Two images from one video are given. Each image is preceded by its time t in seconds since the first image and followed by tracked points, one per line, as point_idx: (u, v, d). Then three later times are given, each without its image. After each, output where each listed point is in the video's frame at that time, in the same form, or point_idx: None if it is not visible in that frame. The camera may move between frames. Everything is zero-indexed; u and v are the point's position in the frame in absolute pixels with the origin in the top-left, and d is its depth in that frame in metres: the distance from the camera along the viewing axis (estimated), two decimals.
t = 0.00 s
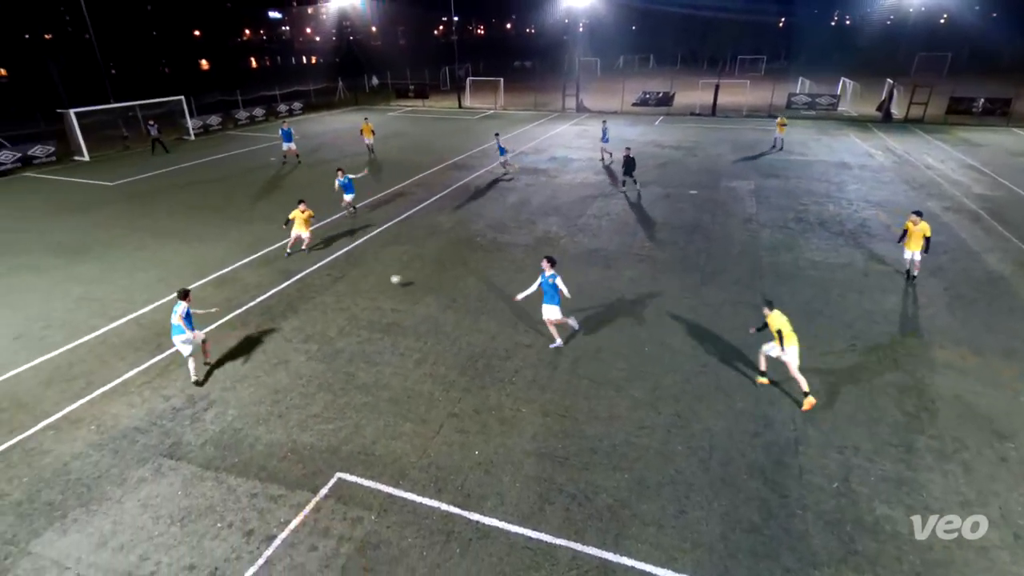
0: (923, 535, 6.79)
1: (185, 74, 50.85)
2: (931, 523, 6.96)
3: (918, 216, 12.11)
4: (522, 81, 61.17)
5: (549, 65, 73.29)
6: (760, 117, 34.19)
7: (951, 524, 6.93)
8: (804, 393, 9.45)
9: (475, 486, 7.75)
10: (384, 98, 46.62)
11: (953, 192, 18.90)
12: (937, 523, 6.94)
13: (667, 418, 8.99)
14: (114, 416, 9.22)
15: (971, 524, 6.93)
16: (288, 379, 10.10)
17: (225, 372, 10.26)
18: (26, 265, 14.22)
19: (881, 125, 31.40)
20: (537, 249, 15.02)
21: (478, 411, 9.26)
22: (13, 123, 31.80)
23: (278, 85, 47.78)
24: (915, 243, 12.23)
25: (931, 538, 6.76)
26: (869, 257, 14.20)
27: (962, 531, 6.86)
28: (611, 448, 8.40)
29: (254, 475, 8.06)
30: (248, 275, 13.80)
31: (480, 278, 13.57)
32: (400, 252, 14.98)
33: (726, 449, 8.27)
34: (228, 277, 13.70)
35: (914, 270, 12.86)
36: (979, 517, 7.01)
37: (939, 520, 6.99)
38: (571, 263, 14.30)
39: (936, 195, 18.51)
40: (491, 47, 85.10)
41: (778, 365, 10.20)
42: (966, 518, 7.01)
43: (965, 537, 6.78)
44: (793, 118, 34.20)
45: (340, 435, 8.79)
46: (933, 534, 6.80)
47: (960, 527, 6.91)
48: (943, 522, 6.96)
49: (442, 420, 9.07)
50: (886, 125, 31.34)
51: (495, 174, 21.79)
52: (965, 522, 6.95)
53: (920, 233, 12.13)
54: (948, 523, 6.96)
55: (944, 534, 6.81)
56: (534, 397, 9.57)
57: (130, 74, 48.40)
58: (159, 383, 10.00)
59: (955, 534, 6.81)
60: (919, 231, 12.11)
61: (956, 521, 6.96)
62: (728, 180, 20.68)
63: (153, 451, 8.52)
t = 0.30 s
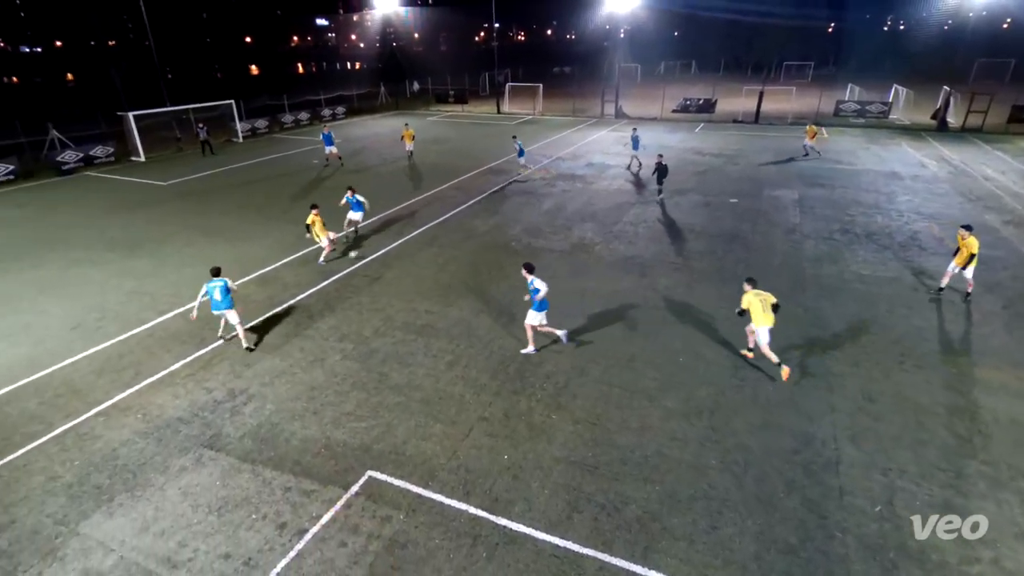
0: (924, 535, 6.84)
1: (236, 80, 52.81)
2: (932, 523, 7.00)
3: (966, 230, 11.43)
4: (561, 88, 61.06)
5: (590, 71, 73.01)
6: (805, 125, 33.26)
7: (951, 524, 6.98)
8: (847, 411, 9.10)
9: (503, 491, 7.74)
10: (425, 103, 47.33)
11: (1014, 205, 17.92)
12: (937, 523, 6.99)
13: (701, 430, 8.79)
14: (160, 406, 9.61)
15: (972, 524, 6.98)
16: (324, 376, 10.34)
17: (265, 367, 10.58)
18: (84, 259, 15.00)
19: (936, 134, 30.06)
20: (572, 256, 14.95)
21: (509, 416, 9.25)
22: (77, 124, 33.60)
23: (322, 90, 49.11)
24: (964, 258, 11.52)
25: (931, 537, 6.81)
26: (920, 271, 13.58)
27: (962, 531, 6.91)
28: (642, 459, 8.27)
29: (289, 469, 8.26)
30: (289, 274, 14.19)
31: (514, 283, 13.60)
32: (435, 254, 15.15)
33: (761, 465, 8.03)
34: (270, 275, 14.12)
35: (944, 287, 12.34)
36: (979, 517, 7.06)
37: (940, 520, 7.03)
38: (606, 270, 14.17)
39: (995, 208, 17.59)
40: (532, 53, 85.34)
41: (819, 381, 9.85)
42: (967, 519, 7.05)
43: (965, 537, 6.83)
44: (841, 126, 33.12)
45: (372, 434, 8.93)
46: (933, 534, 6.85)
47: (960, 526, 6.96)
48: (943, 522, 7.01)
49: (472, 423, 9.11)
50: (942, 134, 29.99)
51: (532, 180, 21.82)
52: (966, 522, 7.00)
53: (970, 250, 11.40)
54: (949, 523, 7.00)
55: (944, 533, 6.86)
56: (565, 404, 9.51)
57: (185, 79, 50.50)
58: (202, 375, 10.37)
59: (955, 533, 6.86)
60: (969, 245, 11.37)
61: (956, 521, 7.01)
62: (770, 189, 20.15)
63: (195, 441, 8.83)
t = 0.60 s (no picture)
0: (923, 535, 6.88)
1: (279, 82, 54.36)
2: (932, 522, 7.04)
3: (1006, 239, 10.92)
4: (597, 91, 60.64)
5: (626, 75, 72.37)
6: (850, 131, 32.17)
7: (951, 524, 7.02)
8: (890, 427, 8.74)
9: (530, 494, 7.73)
10: (461, 106, 47.76)
11: None
12: (936, 523, 7.03)
13: (733, 441, 8.59)
14: (199, 396, 9.94)
15: (972, 524, 7.02)
16: (356, 372, 10.53)
17: (300, 362, 10.83)
18: (133, 254, 15.66)
19: (991, 141, 28.66)
20: (604, 260, 14.83)
21: (537, 419, 9.23)
22: (130, 125, 35.12)
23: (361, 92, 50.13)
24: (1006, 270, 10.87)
25: (932, 538, 6.84)
26: (971, 284, 12.96)
27: (962, 531, 6.95)
28: (671, 468, 8.13)
29: (320, 463, 8.43)
30: (325, 272, 14.49)
31: (545, 286, 13.57)
32: (467, 256, 15.24)
33: (795, 480, 7.79)
34: (306, 273, 14.45)
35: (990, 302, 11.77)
36: (978, 517, 7.10)
37: (940, 520, 7.08)
38: (639, 275, 14.00)
39: None
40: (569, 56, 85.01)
41: (859, 396, 9.51)
42: (967, 518, 7.10)
43: (965, 537, 6.87)
44: (888, 132, 31.91)
45: (401, 432, 9.04)
46: (933, 534, 6.89)
47: (960, 526, 7.00)
48: (943, 522, 7.05)
49: (500, 425, 9.12)
50: (998, 141, 28.59)
51: (565, 183, 21.74)
52: (965, 521, 7.04)
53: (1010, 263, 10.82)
54: (948, 523, 7.05)
55: (944, 533, 6.90)
56: (594, 410, 9.43)
57: (231, 81, 52.19)
58: (240, 369, 10.68)
59: (955, 533, 6.89)
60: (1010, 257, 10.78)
61: (956, 521, 7.05)
62: (812, 195, 19.57)
63: (231, 432, 9.10)
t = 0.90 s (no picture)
0: (923, 535, 6.88)
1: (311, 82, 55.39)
2: (932, 523, 7.05)
3: None
4: (626, 92, 60.06)
5: (656, 75, 71.58)
6: (888, 133, 31.21)
7: (951, 524, 7.03)
8: (924, 439, 8.47)
9: (550, 495, 7.71)
10: (489, 106, 47.93)
11: None
12: (936, 523, 7.04)
13: (760, 449, 8.42)
14: (229, 388, 10.20)
15: (971, 524, 7.03)
16: (381, 369, 10.66)
17: (326, 357, 11.01)
18: (169, 248, 16.16)
19: None
20: (630, 262, 14.70)
21: (559, 420, 9.20)
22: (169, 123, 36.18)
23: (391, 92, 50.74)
24: None
25: (932, 539, 6.84)
26: (1015, 293, 12.45)
27: (962, 531, 6.96)
28: (695, 474, 8.02)
29: (344, 457, 8.56)
30: (352, 269, 14.70)
31: (570, 287, 13.52)
32: (493, 255, 15.28)
33: (823, 490, 7.62)
34: (334, 270, 14.69)
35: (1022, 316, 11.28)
36: (978, 517, 7.12)
37: (940, 520, 7.09)
38: (665, 277, 13.83)
39: None
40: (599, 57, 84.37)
41: (893, 406, 9.22)
42: (967, 519, 7.11)
43: (965, 537, 6.88)
44: (929, 134, 30.87)
45: (424, 429, 9.12)
46: (933, 534, 6.90)
47: (960, 526, 7.01)
48: (943, 522, 7.06)
49: (522, 425, 9.12)
50: None
51: (592, 184, 21.64)
52: (965, 521, 7.05)
53: None
54: (948, 523, 7.06)
55: (944, 533, 6.90)
56: (617, 413, 9.36)
57: (265, 80, 53.34)
58: (268, 362, 10.92)
59: (955, 533, 6.90)
60: None
61: (956, 521, 7.06)
62: (846, 199, 19.05)
63: (259, 424, 9.31)
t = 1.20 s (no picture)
0: (923, 535, 6.89)
1: (332, 83, 56.00)
2: (932, 523, 7.05)
3: None
4: (645, 92, 59.59)
5: (677, 76, 70.90)
6: (916, 135, 30.51)
7: (951, 524, 7.03)
8: (948, 448, 8.27)
9: (564, 496, 7.69)
10: (508, 106, 47.98)
11: None
12: (936, 524, 7.04)
13: (777, 455, 8.31)
14: (249, 383, 10.36)
15: (972, 524, 7.03)
16: (398, 367, 10.72)
17: (343, 355, 11.11)
18: (192, 245, 16.46)
19: None
20: (648, 264, 14.58)
21: (574, 421, 9.19)
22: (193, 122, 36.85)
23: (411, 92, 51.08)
24: None
25: (932, 539, 6.84)
26: None
27: (961, 531, 6.96)
28: (711, 478, 7.93)
29: (360, 454, 8.64)
30: (370, 268, 14.81)
31: (586, 288, 13.46)
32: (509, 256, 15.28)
33: (842, 497, 7.49)
34: (353, 268, 14.82)
35: None
36: (978, 517, 7.12)
37: (940, 520, 7.09)
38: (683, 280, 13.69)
39: None
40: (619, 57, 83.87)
41: (916, 414, 9.03)
42: (967, 519, 7.11)
43: (965, 537, 6.88)
44: (958, 137, 30.12)
45: (439, 427, 9.16)
46: (932, 534, 6.91)
47: (960, 526, 7.01)
48: (943, 522, 7.06)
49: (537, 425, 9.12)
50: None
51: (611, 185, 21.52)
52: (965, 521, 7.05)
53: None
54: (948, 523, 7.06)
55: (945, 534, 6.90)
56: (633, 415, 9.31)
57: (287, 81, 54.07)
58: (287, 358, 11.06)
59: (955, 533, 6.90)
60: None
61: (956, 521, 7.07)
62: (871, 202, 18.69)
63: (277, 419, 9.44)
